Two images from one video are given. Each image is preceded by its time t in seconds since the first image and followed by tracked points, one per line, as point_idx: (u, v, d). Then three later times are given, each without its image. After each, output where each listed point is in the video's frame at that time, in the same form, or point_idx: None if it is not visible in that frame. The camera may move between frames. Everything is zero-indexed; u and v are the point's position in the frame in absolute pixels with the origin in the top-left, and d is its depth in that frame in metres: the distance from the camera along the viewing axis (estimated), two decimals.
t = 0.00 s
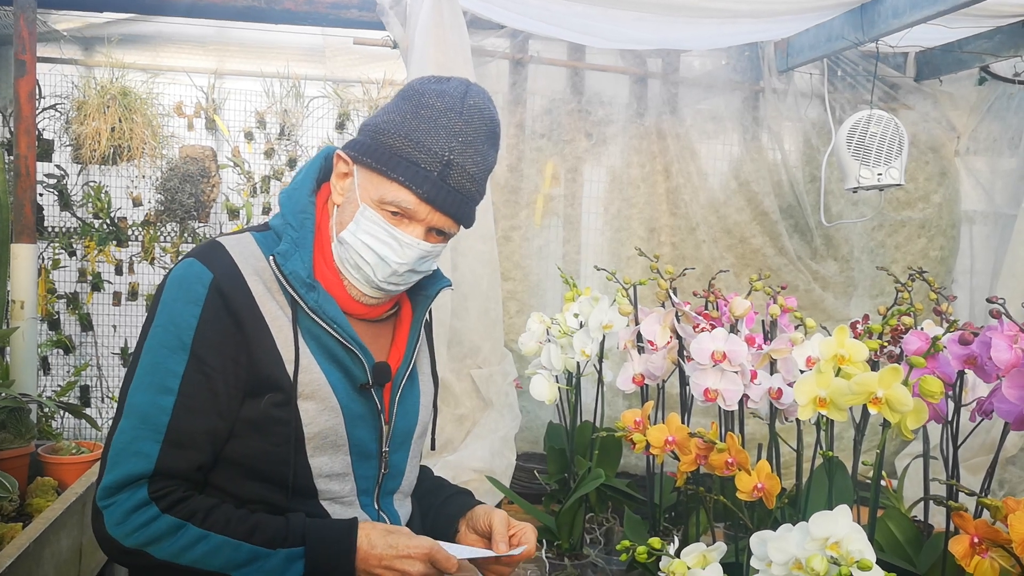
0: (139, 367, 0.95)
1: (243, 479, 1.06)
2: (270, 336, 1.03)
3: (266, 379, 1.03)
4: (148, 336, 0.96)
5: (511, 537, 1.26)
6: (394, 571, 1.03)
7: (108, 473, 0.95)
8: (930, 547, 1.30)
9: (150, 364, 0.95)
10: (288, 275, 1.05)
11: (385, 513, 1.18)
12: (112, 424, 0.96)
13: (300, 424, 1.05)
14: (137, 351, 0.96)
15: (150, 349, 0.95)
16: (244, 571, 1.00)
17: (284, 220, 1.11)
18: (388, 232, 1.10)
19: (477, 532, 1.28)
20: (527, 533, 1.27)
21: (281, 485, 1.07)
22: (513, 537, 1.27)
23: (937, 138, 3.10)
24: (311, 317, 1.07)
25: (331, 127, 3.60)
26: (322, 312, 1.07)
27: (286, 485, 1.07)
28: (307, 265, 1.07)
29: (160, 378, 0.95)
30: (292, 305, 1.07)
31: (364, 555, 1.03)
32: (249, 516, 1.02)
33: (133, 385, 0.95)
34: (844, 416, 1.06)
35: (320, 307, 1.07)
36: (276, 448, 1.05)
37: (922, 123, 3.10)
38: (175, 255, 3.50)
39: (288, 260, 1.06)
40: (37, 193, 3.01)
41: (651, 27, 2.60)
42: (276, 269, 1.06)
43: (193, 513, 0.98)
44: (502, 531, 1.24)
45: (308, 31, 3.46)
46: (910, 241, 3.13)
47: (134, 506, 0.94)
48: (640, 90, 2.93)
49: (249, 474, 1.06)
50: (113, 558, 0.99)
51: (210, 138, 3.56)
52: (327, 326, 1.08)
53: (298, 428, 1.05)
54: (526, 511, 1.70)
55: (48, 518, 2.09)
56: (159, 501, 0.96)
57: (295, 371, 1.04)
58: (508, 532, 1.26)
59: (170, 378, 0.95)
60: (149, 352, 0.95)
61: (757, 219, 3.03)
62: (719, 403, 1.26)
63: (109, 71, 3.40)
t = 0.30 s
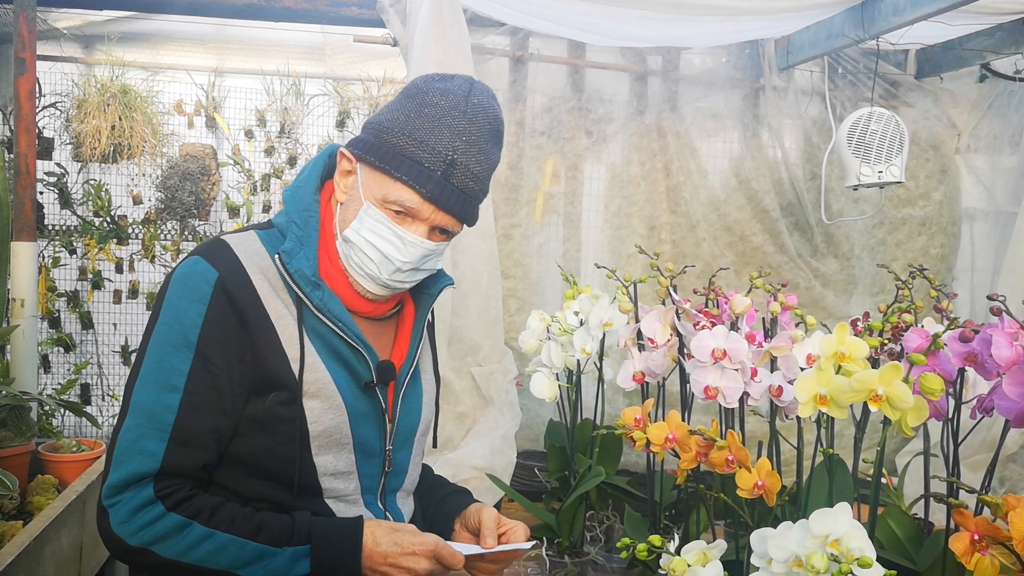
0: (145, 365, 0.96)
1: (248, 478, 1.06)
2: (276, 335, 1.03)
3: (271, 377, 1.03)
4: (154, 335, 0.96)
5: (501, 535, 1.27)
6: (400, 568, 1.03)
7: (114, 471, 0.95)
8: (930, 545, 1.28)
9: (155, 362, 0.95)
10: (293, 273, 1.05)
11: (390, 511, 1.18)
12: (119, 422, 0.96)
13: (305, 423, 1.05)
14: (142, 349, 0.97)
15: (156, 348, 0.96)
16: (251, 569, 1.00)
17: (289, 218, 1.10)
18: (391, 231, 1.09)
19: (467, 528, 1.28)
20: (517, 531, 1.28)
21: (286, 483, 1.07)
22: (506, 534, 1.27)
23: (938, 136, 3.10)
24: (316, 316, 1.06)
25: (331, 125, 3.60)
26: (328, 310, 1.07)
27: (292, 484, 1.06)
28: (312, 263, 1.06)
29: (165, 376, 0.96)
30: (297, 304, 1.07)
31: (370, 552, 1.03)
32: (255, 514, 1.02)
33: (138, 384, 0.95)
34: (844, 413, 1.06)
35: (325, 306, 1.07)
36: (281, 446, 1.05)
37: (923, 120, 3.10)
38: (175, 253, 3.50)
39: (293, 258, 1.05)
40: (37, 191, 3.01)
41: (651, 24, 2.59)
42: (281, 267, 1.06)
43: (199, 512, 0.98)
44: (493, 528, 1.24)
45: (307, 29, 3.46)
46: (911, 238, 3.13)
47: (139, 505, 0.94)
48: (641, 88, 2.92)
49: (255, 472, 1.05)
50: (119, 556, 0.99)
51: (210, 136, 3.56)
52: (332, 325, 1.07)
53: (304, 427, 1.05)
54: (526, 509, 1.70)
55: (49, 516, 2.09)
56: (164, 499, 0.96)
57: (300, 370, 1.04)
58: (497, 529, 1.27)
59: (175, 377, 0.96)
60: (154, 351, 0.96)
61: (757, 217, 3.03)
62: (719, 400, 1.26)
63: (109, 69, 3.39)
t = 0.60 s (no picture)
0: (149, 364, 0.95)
1: (251, 477, 1.06)
2: (280, 334, 1.03)
3: (276, 376, 1.03)
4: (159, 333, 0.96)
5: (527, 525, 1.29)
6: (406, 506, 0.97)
7: (119, 469, 0.95)
8: (931, 544, 1.28)
9: (160, 361, 0.95)
10: (296, 273, 1.05)
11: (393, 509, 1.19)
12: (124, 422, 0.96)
13: (309, 423, 1.05)
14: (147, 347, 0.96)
15: (160, 346, 0.95)
16: (253, 542, 0.97)
17: (292, 218, 1.10)
18: (397, 236, 1.09)
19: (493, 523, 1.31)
20: (543, 522, 1.29)
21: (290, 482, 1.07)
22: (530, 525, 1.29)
23: (939, 135, 3.10)
24: (320, 316, 1.07)
25: (332, 124, 3.59)
26: (331, 310, 1.07)
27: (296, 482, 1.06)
28: (315, 263, 1.06)
29: (170, 375, 0.95)
30: (300, 304, 1.07)
31: (369, 503, 0.97)
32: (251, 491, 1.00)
33: (143, 382, 0.95)
34: (844, 413, 1.06)
35: (328, 305, 1.07)
36: (286, 446, 1.05)
37: (923, 120, 3.10)
38: (176, 252, 3.50)
39: (297, 258, 1.06)
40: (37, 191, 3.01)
41: (651, 23, 2.59)
42: (285, 267, 1.06)
43: (196, 494, 0.96)
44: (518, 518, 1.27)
45: (308, 29, 3.46)
46: (912, 237, 3.13)
47: (140, 497, 0.94)
48: (641, 87, 2.92)
49: (257, 471, 1.06)
50: (127, 553, 0.98)
51: (210, 136, 3.56)
52: (336, 325, 1.08)
53: (307, 427, 1.05)
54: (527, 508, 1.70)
55: (49, 515, 2.09)
56: (163, 489, 0.95)
57: (304, 369, 1.05)
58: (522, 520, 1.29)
59: (180, 375, 0.95)
60: (159, 350, 0.95)
61: (758, 216, 3.03)
62: (720, 399, 1.26)
63: (110, 68, 3.39)
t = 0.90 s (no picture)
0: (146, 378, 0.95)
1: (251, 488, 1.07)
2: (280, 345, 1.04)
3: (276, 388, 1.04)
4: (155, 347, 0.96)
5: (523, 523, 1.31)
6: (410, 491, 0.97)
7: (119, 487, 0.95)
8: (931, 544, 1.28)
9: (156, 376, 0.95)
10: (294, 283, 1.05)
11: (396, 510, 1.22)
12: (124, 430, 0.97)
13: (311, 433, 1.07)
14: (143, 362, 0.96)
15: (156, 359, 0.95)
16: (258, 551, 0.96)
17: (287, 224, 1.10)
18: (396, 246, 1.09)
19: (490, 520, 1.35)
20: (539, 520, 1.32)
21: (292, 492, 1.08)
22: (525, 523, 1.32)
23: (939, 135, 3.10)
24: (318, 325, 1.07)
25: (332, 125, 3.57)
26: (330, 319, 1.08)
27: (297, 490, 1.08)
28: (313, 271, 1.07)
29: (167, 389, 0.95)
30: (299, 313, 1.07)
31: (375, 505, 0.97)
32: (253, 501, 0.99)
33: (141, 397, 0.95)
34: (844, 413, 1.06)
35: (327, 314, 1.07)
36: (287, 457, 1.06)
37: (923, 120, 3.10)
38: (177, 253, 3.50)
39: (294, 266, 1.06)
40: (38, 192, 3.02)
41: (651, 23, 2.59)
42: (282, 276, 1.06)
43: (195, 507, 0.96)
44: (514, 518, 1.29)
45: (308, 29, 3.46)
46: (912, 238, 3.13)
47: (140, 512, 0.94)
48: (642, 88, 2.92)
49: (258, 482, 1.07)
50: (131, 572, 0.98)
51: (211, 137, 3.56)
52: (335, 334, 1.09)
53: (309, 438, 1.07)
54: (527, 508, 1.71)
55: (51, 516, 2.10)
56: (163, 503, 0.95)
57: (304, 381, 1.05)
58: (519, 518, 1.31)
59: (176, 390, 0.95)
60: (155, 364, 0.95)
61: (758, 216, 3.03)
62: (721, 399, 1.26)
63: (110, 69, 3.39)
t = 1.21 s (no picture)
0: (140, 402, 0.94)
1: (258, 510, 1.07)
2: (279, 361, 1.02)
3: (278, 406, 1.02)
4: (150, 368, 0.95)
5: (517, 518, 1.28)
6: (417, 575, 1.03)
7: (112, 518, 0.95)
8: (932, 545, 1.29)
9: (152, 400, 0.94)
10: (291, 295, 1.05)
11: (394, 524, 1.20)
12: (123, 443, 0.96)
13: (315, 450, 1.05)
14: (137, 383, 0.95)
15: (152, 382, 0.95)
16: None
17: (280, 233, 1.09)
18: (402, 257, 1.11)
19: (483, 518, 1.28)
20: (533, 513, 1.29)
21: (300, 514, 1.08)
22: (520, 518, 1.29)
23: (939, 137, 3.10)
24: (317, 338, 1.07)
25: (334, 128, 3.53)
26: (329, 331, 1.07)
27: (306, 514, 1.07)
28: (310, 282, 1.06)
29: (162, 414, 0.94)
30: (296, 327, 1.06)
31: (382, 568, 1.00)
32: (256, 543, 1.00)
33: (134, 422, 0.94)
34: (844, 414, 1.07)
35: (325, 327, 1.07)
36: (291, 477, 1.05)
37: (924, 122, 3.10)
38: (178, 254, 3.51)
39: (291, 279, 1.05)
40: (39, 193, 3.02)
41: (651, 26, 2.60)
42: (278, 288, 1.06)
43: (195, 546, 0.95)
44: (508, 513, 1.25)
45: (309, 30, 3.46)
46: (913, 239, 3.13)
47: (135, 546, 0.94)
48: (643, 89, 2.93)
49: (265, 503, 1.07)
50: None
51: (212, 138, 3.57)
52: (334, 346, 1.08)
53: (313, 454, 1.06)
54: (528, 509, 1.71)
55: (53, 517, 2.11)
56: (160, 537, 0.95)
57: (307, 398, 1.04)
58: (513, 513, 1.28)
59: (173, 415, 0.94)
60: (151, 387, 0.94)
61: (759, 218, 3.03)
62: (721, 402, 1.26)
63: (112, 71, 3.41)
